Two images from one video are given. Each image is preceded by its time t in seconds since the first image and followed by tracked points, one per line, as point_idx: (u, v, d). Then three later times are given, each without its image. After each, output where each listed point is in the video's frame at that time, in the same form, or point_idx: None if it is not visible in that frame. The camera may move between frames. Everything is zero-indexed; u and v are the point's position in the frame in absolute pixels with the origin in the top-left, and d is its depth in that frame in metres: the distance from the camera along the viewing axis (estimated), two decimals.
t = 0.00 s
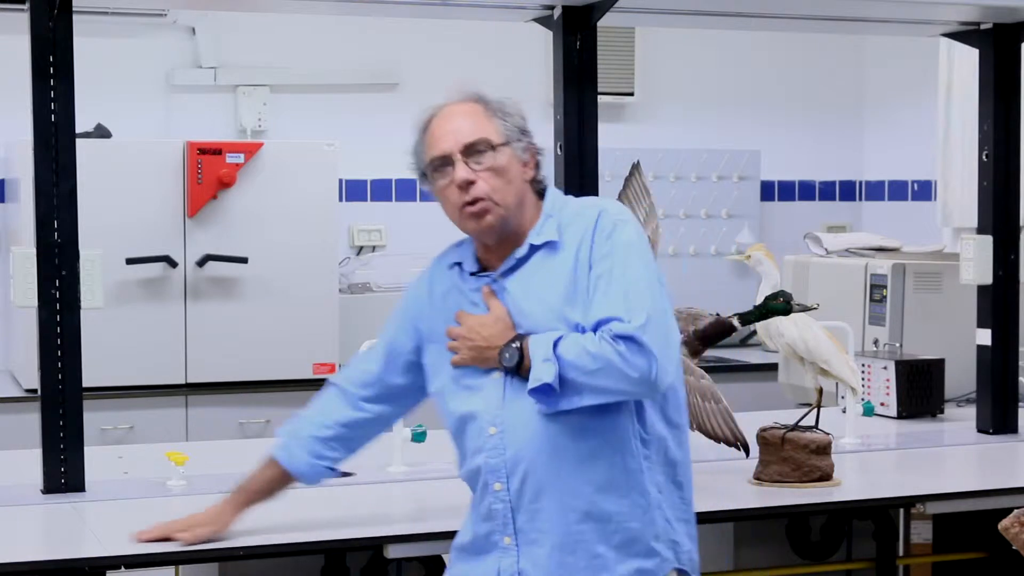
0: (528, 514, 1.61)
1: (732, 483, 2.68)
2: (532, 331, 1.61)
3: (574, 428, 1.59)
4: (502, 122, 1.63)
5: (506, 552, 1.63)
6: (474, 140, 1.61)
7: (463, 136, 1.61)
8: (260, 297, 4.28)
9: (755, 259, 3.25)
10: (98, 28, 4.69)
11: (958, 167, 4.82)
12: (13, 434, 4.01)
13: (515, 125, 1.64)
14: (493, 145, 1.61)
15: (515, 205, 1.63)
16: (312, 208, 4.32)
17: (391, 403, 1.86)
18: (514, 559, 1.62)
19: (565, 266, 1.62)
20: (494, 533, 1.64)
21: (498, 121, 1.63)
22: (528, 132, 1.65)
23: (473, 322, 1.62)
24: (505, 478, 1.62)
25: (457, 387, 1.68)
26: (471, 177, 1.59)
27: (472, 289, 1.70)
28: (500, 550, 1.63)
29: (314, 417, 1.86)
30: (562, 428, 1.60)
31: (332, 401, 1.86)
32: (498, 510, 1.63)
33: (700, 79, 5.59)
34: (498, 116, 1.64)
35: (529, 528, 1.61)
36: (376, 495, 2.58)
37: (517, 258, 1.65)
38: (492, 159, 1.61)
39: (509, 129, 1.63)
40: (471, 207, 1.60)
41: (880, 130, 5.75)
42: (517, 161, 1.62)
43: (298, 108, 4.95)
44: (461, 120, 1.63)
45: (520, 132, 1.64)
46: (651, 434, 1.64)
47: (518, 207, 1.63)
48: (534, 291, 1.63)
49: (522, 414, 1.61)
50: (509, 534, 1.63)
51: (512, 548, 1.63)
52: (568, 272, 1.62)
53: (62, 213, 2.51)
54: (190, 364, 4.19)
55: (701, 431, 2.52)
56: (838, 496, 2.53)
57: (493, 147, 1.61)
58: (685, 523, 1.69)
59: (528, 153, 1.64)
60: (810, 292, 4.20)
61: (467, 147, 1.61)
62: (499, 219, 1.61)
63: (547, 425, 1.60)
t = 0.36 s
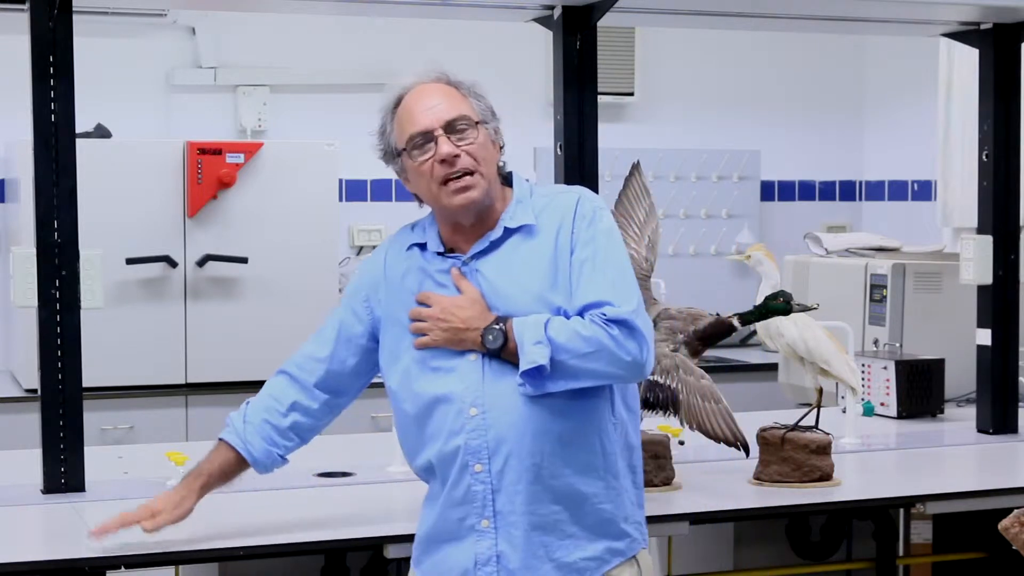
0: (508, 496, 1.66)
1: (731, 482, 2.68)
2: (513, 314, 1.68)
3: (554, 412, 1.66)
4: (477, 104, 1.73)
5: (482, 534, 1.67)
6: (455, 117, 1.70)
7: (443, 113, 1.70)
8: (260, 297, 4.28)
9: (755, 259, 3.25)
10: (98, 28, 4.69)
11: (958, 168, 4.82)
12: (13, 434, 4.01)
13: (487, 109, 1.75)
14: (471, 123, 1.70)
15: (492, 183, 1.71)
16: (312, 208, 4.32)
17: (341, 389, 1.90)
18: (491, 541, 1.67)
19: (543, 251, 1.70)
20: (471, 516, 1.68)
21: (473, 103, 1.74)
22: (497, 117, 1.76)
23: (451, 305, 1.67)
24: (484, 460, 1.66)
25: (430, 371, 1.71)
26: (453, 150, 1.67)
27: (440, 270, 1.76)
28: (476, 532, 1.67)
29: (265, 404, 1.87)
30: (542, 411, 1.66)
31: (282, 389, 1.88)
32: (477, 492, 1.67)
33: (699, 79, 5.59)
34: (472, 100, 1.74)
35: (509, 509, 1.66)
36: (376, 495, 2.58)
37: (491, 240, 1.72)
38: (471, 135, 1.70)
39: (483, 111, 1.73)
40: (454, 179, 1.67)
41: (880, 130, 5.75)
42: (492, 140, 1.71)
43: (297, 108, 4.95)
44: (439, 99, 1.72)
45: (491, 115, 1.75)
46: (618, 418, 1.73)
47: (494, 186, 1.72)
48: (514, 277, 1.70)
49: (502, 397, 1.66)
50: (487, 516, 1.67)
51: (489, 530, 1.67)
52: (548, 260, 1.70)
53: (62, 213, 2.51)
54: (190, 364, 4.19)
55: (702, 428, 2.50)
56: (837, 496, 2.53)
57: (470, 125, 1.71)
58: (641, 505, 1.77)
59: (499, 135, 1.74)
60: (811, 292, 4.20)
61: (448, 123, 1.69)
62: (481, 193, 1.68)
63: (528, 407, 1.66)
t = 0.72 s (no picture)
0: (505, 502, 1.65)
1: (732, 483, 2.68)
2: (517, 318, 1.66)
3: (554, 420, 1.64)
4: (492, 105, 1.72)
5: (479, 539, 1.66)
6: (469, 116, 1.68)
7: (458, 112, 1.68)
8: (260, 297, 4.28)
9: (755, 259, 3.25)
10: (97, 28, 4.68)
11: (958, 168, 4.82)
12: (13, 434, 4.01)
13: (502, 110, 1.73)
14: (486, 124, 1.69)
15: (502, 185, 1.70)
16: (311, 208, 4.32)
17: (355, 389, 1.86)
18: (487, 546, 1.66)
19: (550, 258, 1.69)
20: (467, 521, 1.67)
21: (488, 103, 1.72)
22: (511, 119, 1.74)
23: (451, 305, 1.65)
24: (483, 465, 1.65)
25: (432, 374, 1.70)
26: (466, 151, 1.66)
27: (446, 270, 1.75)
28: (472, 537, 1.66)
29: (281, 403, 1.84)
30: (543, 418, 1.64)
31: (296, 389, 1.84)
32: (474, 497, 1.66)
33: (699, 80, 5.59)
34: (487, 100, 1.72)
35: (505, 515, 1.65)
36: (376, 495, 2.58)
37: (499, 244, 1.71)
38: (484, 136, 1.68)
39: (497, 112, 1.72)
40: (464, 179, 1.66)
41: (880, 130, 5.75)
42: (505, 142, 1.70)
43: (297, 108, 4.95)
44: (453, 97, 1.70)
45: (506, 117, 1.73)
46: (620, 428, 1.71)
47: (504, 188, 1.70)
48: (519, 280, 1.68)
49: (503, 402, 1.65)
50: (484, 521, 1.66)
51: (486, 535, 1.66)
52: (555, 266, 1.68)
53: (62, 213, 2.51)
54: (190, 364, 4.19)
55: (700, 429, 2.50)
56: (837, 496, 2.53)
57: (485, 126, 1.69)
58: (640, 515, 1.76)
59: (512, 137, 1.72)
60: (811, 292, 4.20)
61: (461, 123, 1.68)
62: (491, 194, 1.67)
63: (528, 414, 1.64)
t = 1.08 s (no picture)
0: (510, 495, 1.57)
1: (732, 483, 2.68)
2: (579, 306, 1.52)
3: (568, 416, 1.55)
4: (576, 95, 1.61)
5: (479, 530, 1.58)
6: (539, 97, 1.59)
7: (533, 92, 1.59)
8: (260, 297, 4.28)
9: (755, 259, 3.25)
10: (97, 28, 4.68)
11: (958, 168, 4.83)
12: (13, 434, 4.01)
13: (586, 103, 1.62)
14: (560, 112, 1.59)
15: (557, 176, 1.61)
16: (312, 208, 4.32)
17: (416, 357, 1.77)
18: (488, 537, 1.58)
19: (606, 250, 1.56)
20: (469, 511, 1.59)
21: (573, 91, 1.61)
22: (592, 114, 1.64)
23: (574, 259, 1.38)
24: (490, 455, 1.58)
25: (455, 358, 1.62)
26: (528, 133, 1.56)
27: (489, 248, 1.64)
28: (473, 527, 1.59)
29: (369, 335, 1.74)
30: (559, 411, 1.55)
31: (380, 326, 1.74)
32: (479, 487, 1.58)
33: (699, 80, 5.59)
34: (574, 89, 1.62)
35: (509, 508, 1.57)
36: (376, 495, 2.58)
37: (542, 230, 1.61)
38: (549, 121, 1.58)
39: (575, 99, 1.61)
40: (514, 159, 1.57)
41: (880, 130, 5.75)
42: (575, 136, 1.60)
43: (297, 108, 4.95)
44: (528, 74, 1.61)
45: (587, 111, 1.62)
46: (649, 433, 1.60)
47: (558, 181, 1.61)
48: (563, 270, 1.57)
49: (518, 394, 1.56)
50: (485, 512, 1.58)
51: (487, 526, 1.58)
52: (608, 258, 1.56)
53: (62, 213, 2.51)
54: (190, 364, 4.19)
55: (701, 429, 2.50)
56: (837, 496, 2.53)
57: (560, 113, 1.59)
58: (662, 523, 1.65)
59: (587, 133, 1.62)
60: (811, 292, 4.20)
61: (532, 103, 1.59)
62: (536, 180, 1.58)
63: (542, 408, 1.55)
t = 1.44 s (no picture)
0: (539, 485, 1.60)
1: (732, 483, 2.68)
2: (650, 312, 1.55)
3: (604, 412, 1.57)
4: (654, 93, 1.63)
5: (505, 518, 1.60)
6: (617, 92, 1.60)
7: (610, 86, 1.61)
8: (260, 297, 4.28)
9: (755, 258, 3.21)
10: (98, 28, 4.68)
11: (958, 168, 4.82)
12: (13, 434, 4.01)
13: (665, 103, 1.64)
14: (634, 110, 1.61)
15: (625, 172, 1.63)
16: (312, 208, 4.32)
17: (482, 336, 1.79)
18: (514, 526, 1.60)
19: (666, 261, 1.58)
20: (498, 498, 1.61)
21: (652, 89, 1.63)
22: (672, 113, 1.65)
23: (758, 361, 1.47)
24: (524, 443, 1.61)
25: (506, 344, 1.66)
26: (597, 128, 1.59)
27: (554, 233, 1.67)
28: (499, 515, 1.61)
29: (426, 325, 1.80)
30: (597, 407, 1.57)
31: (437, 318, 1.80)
32: (509, 474, 1.61)
33: (699, 79, 5.58)
34: (653, 87, 1.63)
35: (538, 497, 1.60)
36: (377, 495, 2.59)
37: (607, 225, 1.63)
38: (625, 118, 1.60)
39: (654, 99, 1.62)
40: (582, 151, 1.60)
41: (880, 130, 5.75)
42: (646, 134, 1.62)
43: (297, 108, 4.95)
44: (611, 67, 1.63)
45: (664, 110, 1.64)
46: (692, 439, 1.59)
47: (625, 176, 1.63)
48: (622, 267, 1.59)
49: (557, 384, 1.59)
50: (513, 501, 1.60)
51: (514, 515, 1.60)
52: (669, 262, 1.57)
53: (62, 213, 2.51)
54: (190, 364, 4.19)
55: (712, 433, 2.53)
56: (837, 496, 2.53)
57: (635, 110, 1.61)
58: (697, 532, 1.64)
59: (660, 132, 1.64)
60: (810, 292, 4.20)
61: (607, 98, 1.61)
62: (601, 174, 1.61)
63: (579, 402, 1.58)
